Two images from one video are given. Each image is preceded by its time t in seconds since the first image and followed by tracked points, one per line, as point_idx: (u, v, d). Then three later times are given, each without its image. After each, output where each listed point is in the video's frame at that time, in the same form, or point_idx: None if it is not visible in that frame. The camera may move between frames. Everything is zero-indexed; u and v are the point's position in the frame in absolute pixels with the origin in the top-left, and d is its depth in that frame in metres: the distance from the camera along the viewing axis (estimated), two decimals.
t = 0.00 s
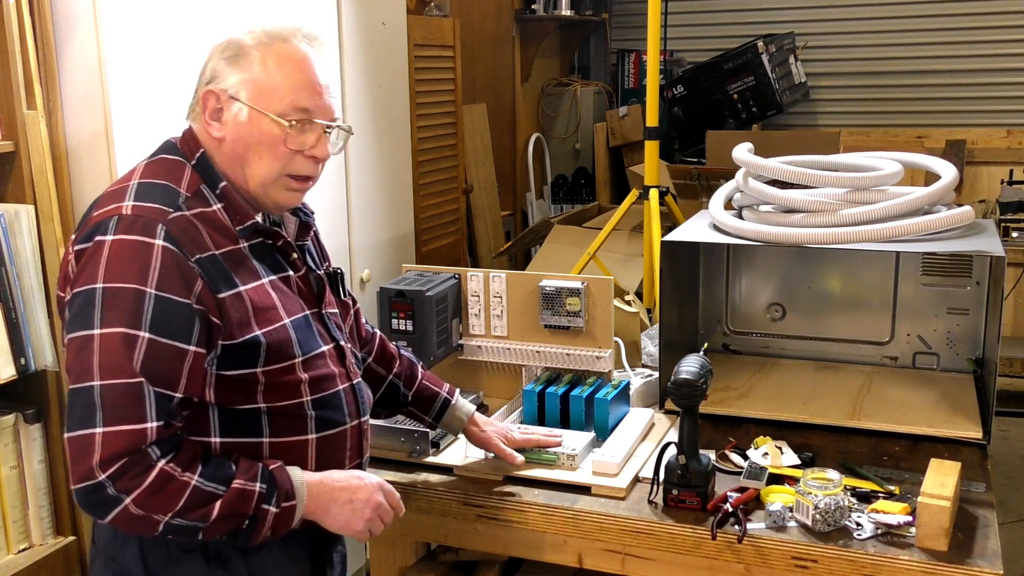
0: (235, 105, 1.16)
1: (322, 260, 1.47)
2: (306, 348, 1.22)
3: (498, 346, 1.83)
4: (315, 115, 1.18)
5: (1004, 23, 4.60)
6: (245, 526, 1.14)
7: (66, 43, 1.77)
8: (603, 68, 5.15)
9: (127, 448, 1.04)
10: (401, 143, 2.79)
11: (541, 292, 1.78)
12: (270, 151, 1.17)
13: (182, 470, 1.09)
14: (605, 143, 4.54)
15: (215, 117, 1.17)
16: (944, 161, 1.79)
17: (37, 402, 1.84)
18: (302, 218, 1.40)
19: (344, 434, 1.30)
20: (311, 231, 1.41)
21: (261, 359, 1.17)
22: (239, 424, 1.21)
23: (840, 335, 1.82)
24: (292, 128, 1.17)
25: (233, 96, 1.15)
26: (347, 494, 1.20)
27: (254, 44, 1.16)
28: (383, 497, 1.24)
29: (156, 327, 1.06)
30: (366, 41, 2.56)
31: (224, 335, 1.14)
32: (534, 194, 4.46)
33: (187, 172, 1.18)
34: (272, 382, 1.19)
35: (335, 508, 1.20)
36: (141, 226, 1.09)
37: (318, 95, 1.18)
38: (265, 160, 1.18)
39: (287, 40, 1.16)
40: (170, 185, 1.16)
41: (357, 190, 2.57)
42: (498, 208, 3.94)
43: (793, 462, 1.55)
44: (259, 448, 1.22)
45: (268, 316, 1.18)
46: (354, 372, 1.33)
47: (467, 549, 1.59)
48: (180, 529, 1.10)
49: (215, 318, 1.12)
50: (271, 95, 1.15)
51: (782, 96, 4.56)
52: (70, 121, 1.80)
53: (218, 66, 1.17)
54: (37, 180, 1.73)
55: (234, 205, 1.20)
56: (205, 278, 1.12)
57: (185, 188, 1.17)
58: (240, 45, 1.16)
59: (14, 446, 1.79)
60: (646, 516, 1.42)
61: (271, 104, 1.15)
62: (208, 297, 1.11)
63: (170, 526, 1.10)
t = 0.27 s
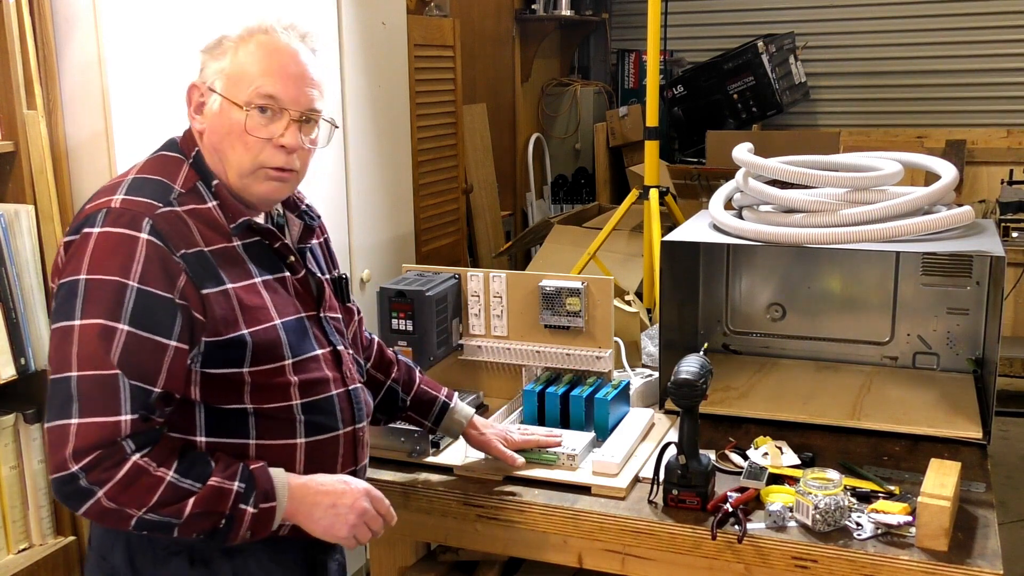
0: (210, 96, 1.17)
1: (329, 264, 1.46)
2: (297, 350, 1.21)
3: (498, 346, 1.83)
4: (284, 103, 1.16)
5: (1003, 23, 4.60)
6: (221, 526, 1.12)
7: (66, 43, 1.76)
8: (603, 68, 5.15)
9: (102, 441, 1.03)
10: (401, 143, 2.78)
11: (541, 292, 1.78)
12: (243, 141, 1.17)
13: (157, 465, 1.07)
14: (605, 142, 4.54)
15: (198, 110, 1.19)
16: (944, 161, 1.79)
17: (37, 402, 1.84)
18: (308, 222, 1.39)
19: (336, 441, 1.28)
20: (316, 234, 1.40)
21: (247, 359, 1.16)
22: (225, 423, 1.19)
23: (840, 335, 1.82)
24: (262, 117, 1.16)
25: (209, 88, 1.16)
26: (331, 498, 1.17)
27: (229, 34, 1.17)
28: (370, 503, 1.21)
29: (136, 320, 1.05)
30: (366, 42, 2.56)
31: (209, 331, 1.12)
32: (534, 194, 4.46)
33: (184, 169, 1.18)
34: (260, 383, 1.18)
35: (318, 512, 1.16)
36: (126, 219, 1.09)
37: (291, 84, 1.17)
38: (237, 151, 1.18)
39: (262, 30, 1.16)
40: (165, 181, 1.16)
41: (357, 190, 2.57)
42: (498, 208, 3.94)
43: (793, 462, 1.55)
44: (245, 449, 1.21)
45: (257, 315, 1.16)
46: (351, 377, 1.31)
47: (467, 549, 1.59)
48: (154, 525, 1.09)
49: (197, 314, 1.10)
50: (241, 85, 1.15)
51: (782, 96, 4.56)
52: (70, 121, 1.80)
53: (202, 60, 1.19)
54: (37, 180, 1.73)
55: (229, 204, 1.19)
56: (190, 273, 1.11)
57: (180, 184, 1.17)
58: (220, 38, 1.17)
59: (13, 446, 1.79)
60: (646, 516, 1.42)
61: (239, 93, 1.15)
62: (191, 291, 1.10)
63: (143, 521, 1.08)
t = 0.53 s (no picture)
0: (199, 94, 1.17)
1: (334, 267, 1.46)
2: (291, 355, 1.21)
3: (498, 346, 1.83)
4: (269, 98, 1.16)
5: (1003, 23, 4.60)
6: (206, 531, 1.11)
7: (66, 43, 1.76)
8: (603, 68, 5.15)
9: (86, 443, 1.02)
10: (401, 143, 2.78)
11: (541, 292, 1.78)
12: (228, 136, 1.16)
13: (140, 469, 1.07)
14: (605, 142, 4.54)
15: (189, 108, 1.19)
16: (944, 161, 1.79)
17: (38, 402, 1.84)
18: (309, 225, 1.39)
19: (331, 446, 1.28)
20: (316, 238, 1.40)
21: (238, 363, 1.16)
22: (215, 427, 1.18)
23: (840, 335, 1.82)
24: (248, 113, 1.15)
25: (198, 85, 1.17)
26: (320, 505, 1.16)
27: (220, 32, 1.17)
28: (360, 512, 1.20)
29: (121, 323, 1.04)
30: (366, 42, 2.56)
31: (197, 334, 1.12)
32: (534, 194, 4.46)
33: (179, 170, 1.19)
34: (251, 387, 1.18)
35: (306, 519, 1.15)
36: (115, 220, 1.08)
37: (278, 79, 1.16)
38: (224, 147, 1.17)
39: (250, 27, 1.16)
40: (159, 182, 1.16)
41: (357, 190, 2.57)
42: (498, 208, 3.94)
43: (793, 462, 1.55)
44: (235, 454, 1.19)
45: (248, 319, 1.16)
46: (348, 382, 1.31)
47: (467, 549, 1.59)
48: (137, 528, 1.08)
49: (185, 316, 1.10)
50: (228, 80, 1.15)
51: (782, 96, 4.56)
52: (70, 121, 1.80)
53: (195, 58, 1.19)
54: (37, 180, 1.73)
55: (223, 206, 1.20)
56: (179, 275, 1.11)
57: (174, 185, 1.17)
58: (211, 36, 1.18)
59: (13, 446, 1.79)
60: (646, 516, 1.42)
61: (225, 88, 1.15)
62: (179, 293, 1.10)
63: (126, 524, 1.07)
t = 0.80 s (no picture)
0: (196, 94, 1.17)
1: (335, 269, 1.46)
2: (289, 358, 1.22)
3: (498, 346, 1.83)
4: (265, 98, 1.16)
5: (1003, 23, 4.60)
6: (201, 535, 1.11)
7: (66, 43, 1.76)
8: (603, 68, 5.15)
9: (80, 447, 1.02)
10: (401, 143, 2.78)
11: (541, 292, 1.78)
12: (225, 137, 1.16)
13: (134, 473, 1.06)
14: (605, 142, 4.54)
15: (187, 110, 1.19)
16: (944, 161, 1.79)
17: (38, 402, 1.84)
18: (310, 226, 1.38)
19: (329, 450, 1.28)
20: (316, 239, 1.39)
21: (234, 366, 1.16)
22: (213, 431, 1.19)
23: (840, 335, 1.82)
24: (244, 112, 1.15)
25: (196, 85, 1.17)
26: (316, 510, 1.16)
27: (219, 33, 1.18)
28: (357, 518, 1.19)
29: (115, 326, 1.04)
30: (366, 42, 2.56)
31: (193, 337, 1.12)
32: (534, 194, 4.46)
33: (178, 171, 1.19)
34: (248, 391, 1.19)
35: (302, 524, 1.15)
36: (110, 222, 1.08)
37: (274, 79, 1.16)
38: (220, 148, 1.17)
39: (248, 27, 1.16)
40: (157, 183, 1.16)
41: (357, 190, 2.57)
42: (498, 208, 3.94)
43: (793, 462, 1.55)
44: (232, 458, 1.20)
45: (245, 323, 1.16)
46: (347, 386, 1.30)
47: (466, 549, 1.59)
48: (132, 532, 1.08)
49: (180, 320, 1.10)
50: (225, 80, 1.15)
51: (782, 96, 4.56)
52: (70, 121, 1.80)
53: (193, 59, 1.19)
54: (37, 180, 1.74)
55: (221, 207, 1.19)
56: (174, 278, 1.10)
57: (172, 186, 1.16)
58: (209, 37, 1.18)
59: (13, 446, 1.79)
60: (646, 516, 1.42)
61: (221, 88, 1.15)
62: (175, 297, 1.10)
63: (120, 528, 1.07)
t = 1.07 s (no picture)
0: (195, 95, 1.17)
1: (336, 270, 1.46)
2: (288, 360, 1.21)
3: (498, 346, 1.83)
4: (264, 98, 1.16)
5: (1003, 23, 4.60)
6: (199, 538, 1.11)
7: (66, 42, 1.76)
8: (603, 68, 5.15)
9: (77, 449, 1.02)
10: (401, 143, 2.78)
11: (541, 292, 1.78)
12: (223, 137, 1.16)
13: (132, 475, 1.06)
14: (605, 143, 4.54)
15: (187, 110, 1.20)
16: (944, 161, 1.79)
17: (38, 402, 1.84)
18: (310, 227, 1.37)
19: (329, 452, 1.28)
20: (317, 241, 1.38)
21: (233, 368, 1.16)
22: (211, 433, 1.19)
23: (840, 335, 1.82)
24: (242, 113, 1.15)
25: (194, 85, 1.17)
26: (315, 513, 1.16)
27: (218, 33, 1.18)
28: (357, 520, 1.19)
29: (113, 328, 1.04)
30: (366, 42, 2.56)
31: (191, 339, 1.12)
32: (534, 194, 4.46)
33: (177, 172, 1.19)
34: (247, 393, 1.19)
35: (301, 527, 1.15)
36: (109, 223, 1.08)
37: (272, 79, 1.16)
38: (219, 148, 1.17)
39: (247, 26, 1.16)
40: (156, 184, 1.16)
41: (357, 190, 2.57)
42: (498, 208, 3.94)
43: (793, 462, 1.55)
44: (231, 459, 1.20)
45: (244, 324, 1.16)
46: (347, 388, 1.30)
47: (466, 549, 1.59)
48: (129, 534, 1.08)
49: (179, 321, 1.10)
50: (224, 80, 1.15)
51: (782, 96, 4.56)
52: (70, 121, 1.80)
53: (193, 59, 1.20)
54: (37, 180, 1.74)
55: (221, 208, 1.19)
56: (172, 280, 1.10)
57: (171, 187, 1.16)
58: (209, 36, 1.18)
59: (13, 447, 1.79)
60: (646, 516, 1.42)
61: (220, 88, 1.15)
62: (173, 299, 1.10)
63: (117, 530, 1.07)
